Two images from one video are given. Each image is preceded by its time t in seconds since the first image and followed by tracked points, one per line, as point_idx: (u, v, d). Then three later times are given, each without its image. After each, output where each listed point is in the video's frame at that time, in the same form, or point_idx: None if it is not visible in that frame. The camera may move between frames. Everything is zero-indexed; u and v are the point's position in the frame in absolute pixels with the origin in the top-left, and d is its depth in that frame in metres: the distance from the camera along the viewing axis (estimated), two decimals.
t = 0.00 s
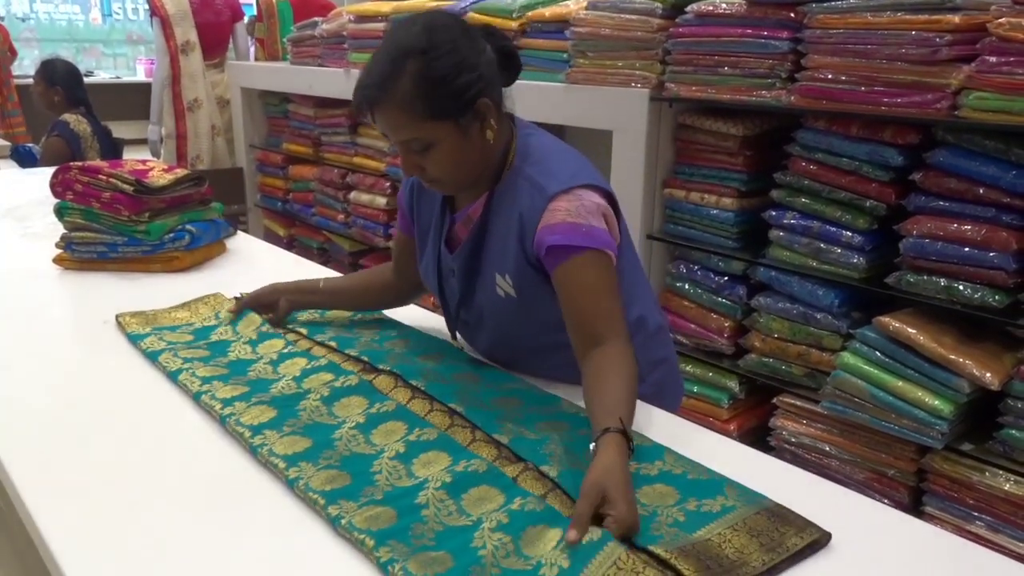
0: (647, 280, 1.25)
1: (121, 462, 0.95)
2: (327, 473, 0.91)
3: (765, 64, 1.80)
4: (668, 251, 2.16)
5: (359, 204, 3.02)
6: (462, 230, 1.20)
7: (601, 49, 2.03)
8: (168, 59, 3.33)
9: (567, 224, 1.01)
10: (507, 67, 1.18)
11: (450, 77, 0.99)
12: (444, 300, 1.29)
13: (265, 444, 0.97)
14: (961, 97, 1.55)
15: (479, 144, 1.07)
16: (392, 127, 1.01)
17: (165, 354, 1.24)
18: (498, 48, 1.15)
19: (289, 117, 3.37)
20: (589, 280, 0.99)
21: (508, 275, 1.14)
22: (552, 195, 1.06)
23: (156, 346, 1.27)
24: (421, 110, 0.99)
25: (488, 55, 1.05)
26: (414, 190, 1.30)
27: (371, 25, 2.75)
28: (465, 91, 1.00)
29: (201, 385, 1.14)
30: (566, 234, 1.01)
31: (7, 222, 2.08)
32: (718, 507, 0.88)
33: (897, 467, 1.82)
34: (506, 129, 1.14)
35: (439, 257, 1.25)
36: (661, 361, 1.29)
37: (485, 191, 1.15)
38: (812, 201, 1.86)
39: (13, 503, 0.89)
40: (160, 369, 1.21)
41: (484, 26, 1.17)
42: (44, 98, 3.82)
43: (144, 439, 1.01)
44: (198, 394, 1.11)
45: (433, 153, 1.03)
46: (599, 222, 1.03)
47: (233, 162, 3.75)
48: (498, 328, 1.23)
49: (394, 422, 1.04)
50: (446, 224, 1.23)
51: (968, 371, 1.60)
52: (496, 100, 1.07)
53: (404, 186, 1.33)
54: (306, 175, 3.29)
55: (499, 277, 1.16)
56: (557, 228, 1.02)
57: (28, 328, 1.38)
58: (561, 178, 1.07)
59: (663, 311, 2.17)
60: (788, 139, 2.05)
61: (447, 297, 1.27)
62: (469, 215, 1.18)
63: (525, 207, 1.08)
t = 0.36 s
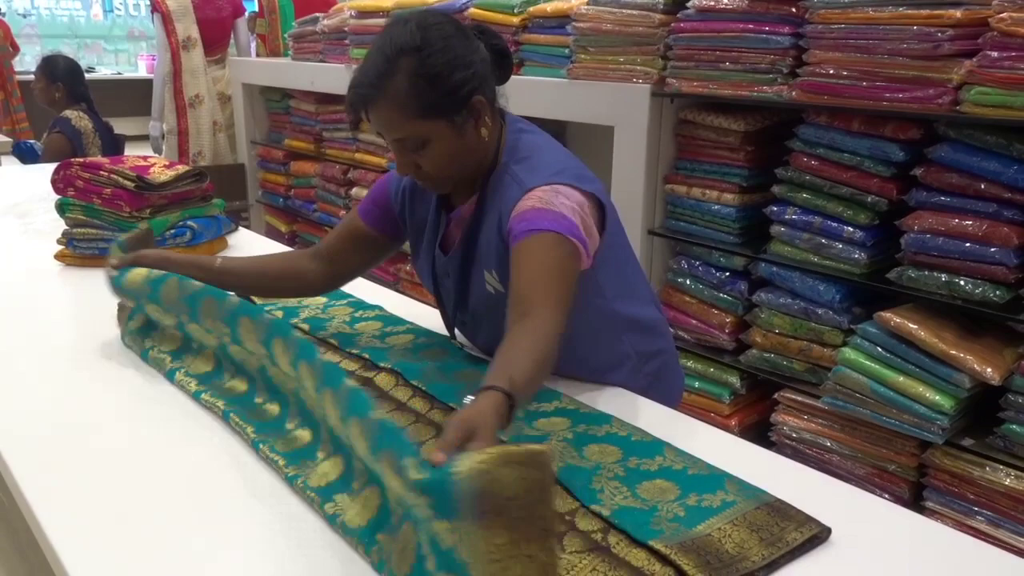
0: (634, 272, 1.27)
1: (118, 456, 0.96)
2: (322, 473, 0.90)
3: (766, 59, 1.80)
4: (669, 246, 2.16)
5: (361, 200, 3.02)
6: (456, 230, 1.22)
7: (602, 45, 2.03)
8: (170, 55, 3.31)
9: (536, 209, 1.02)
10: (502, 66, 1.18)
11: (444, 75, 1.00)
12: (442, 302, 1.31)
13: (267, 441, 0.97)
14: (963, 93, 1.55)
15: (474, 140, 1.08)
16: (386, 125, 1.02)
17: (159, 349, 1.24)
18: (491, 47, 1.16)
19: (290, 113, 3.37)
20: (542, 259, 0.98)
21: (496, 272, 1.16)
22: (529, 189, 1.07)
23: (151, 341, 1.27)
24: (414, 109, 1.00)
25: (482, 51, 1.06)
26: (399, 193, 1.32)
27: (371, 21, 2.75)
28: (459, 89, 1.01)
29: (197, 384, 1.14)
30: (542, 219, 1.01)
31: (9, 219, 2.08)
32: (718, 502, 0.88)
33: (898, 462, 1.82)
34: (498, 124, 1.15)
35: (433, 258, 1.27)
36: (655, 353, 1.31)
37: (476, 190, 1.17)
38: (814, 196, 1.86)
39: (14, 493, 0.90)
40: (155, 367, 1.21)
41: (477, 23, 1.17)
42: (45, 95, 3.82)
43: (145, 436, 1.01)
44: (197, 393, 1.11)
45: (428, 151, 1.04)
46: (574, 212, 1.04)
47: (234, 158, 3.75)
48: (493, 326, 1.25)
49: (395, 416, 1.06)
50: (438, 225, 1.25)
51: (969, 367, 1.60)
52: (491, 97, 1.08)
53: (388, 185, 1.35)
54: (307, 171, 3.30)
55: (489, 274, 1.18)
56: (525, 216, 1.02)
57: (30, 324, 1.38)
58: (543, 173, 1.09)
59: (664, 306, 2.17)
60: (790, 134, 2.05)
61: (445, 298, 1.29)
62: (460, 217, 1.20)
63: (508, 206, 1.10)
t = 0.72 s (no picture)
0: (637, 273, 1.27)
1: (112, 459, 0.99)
2: (235, 538, 0.81)
3: (762, 56, 1.79)
4: (666, 243, 2.16)
5: (358, 197, 3.02)
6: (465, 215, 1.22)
7: (599, 41, 2.02)
8: (166, 52, 3.30)
9: (553, 206, 0.99)
10: (515, 51, 1.18)
11: (459, 53, 0.99)
12: (445, 289, 1.30)
13: (174, 498, 0.87)
14: (959, 89, 1.55)
15: (485, 122, 1.06)
16: (398, 100, 1.00)
17: (45, 383, 1.15)
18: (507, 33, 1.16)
19: (287, 111, 3.37)
20: (572, 263, 0.95)
21: (503, 263, 1.15)
22: (544, 181, 1.06)
23: (42, 374, 1.18)
24: (428, 84, 0.98)
25: (498, 33, 1.05)
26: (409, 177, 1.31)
27: (368, 18, 2.75)
28: (475, 68, 1.00)
29: (96, 400, 1.07)
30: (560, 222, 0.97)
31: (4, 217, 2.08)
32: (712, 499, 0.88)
33: (894, 458, 1.82)
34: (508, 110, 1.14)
35: (442, 244, 1.26)
36: (653, 354, 1.30)
37: (488, 176, 1.16)
38: (811, 193, 1.86)
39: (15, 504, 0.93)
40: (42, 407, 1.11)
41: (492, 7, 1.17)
42: (41, 93, 3.81)
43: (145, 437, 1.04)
44: (89, 412, 1.04)
45: (439, 128, 1.03)
46: (590, 208, 1.02)
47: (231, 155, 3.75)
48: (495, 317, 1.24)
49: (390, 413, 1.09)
50: (449, 209, 1.24)
51: (966, 362, 1.60)
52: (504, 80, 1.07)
53: (398, 171, 1.33)
54: (304, 168, 3.29)
55: (494, 264, 1.17)
56: (543, 211, 0.99)
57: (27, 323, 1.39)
58: (555, 165, 1.07)
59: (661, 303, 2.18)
60: (787, 130, 2.05)
61: (449, 284, 1.28)
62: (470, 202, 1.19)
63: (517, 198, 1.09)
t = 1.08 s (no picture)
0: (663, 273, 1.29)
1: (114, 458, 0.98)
2: (245, 538, 0.82)
3: (762, 52, 1.79)
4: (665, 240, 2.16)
5: (357, 195, 3.02)
6: (515, 183, 1.21)
7: (599, 38, 2.00)
8: (165, 50, 3.29)
9: (637, 184, 1.07)
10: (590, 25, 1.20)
11: (540, 9, 1.02)
12: (476, 255, 1.27)
13: (177, 508, 0.87)
14: (959, 85, 1.54)
15: (555, 84, 1.09)
16: (475, 49, 1.03)
17: (46, 378, 1.16)
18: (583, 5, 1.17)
19: (286, 109, 3.36)
20: (661, 236, 1.04)
21: (557, 231, 1.16)
22: (620, 154, 1.10)
23: (43, 369, 1.19)
24: (509, 33, 1.01)
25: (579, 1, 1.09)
26: (469, 142, 1.32)
27: (367, 15, 2.75)
28: (553, 26, 1.04)
29: (99, 406, 1.09)
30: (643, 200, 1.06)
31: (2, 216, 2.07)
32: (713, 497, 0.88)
33: (894, 455, 1.82)
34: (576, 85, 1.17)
35: (487, 205, 1.24)
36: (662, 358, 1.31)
37: (549, 144, 1.18)
38: (810, 189, 1.86)
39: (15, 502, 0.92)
40: (42, 401, 1.11)
41: None
42: (40, 91, 3.80)
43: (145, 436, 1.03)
44: (92, 416, 1.06)
45: (511, 81, 1.05)
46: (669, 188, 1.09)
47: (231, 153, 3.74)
48: (527, 290, 1.24)
49: (393, 412, 1.09)
50: (501, 175, 1.24)
51: (966, 359, 1.60)
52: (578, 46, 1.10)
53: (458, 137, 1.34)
54: (303, 166, 3.29)
55: (546, 233, 1.17)
56: (630, 188, 1.07)
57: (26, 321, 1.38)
58: (630, 140, 1.12)
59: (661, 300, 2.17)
60: (787, 127, 2.04)
61: (483, 248, 1.25)
62: (526, 168, 1.19)
63: (588, 166, 1.11)
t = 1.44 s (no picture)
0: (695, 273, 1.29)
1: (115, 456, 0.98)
2: (244, 539, 0.82)
3: (762, 50, 1.79)
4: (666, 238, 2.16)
5: (357, 192, 3.01)
6: (565, 164, 1.24)
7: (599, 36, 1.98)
8: (164, 48, 3.28)
9: (684, 160, 1.08)
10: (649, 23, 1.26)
11: None
12: (523, 234, 1.29)
13: (178, 506, 0.87)
14: (960, 83, 1.54)
15: (616, 69, 1.14)
16: (547, 27, 1.07)
17: (47, 375, 1.15)
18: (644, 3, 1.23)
19: (286, 106, 3.36)
20: (693, 207, 1.04)
21: (604, 209, 1.18)
22: (672, 135, 1.12)
23: (44, 366, 1.19)
24: (583, 14, 1.06)
25: None
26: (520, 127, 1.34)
27: (367, 12, 2.74)
28: (622, 12, 1.08)
29: (99, 404, 1.09)
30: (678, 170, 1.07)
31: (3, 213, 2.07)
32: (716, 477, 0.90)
33: (894, 453, 1.82)
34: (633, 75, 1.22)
35: (540, 184, 1.27)
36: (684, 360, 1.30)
37: (603, 128, 1.21)
38: (811, 187, 1.86)
39: (15, 500, 0.92)
40: (42, 398, 1.11)
41: None
42: (39, 89, 3.80)
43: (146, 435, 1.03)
44: (93, 413, 1.06)
45: (579, 61, 1.10)
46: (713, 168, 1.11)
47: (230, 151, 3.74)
48: (567, 272, 1.25)
49: (393, 410, 1.09)
50: (553, 158, 1.27)
51: (966, 357, 1.60)
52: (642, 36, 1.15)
53: (511, 120, 1.36)
54: (303, 164, 3.29)
55: (593, 212, 1.19)
56: (676, 162, 1.08)
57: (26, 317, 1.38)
58: (681, 124, 1.14)
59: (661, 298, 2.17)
60: (788, 124, 2.04)
61: (531, 228, 1.27)
62: (576, 151, 1.22)
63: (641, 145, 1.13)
